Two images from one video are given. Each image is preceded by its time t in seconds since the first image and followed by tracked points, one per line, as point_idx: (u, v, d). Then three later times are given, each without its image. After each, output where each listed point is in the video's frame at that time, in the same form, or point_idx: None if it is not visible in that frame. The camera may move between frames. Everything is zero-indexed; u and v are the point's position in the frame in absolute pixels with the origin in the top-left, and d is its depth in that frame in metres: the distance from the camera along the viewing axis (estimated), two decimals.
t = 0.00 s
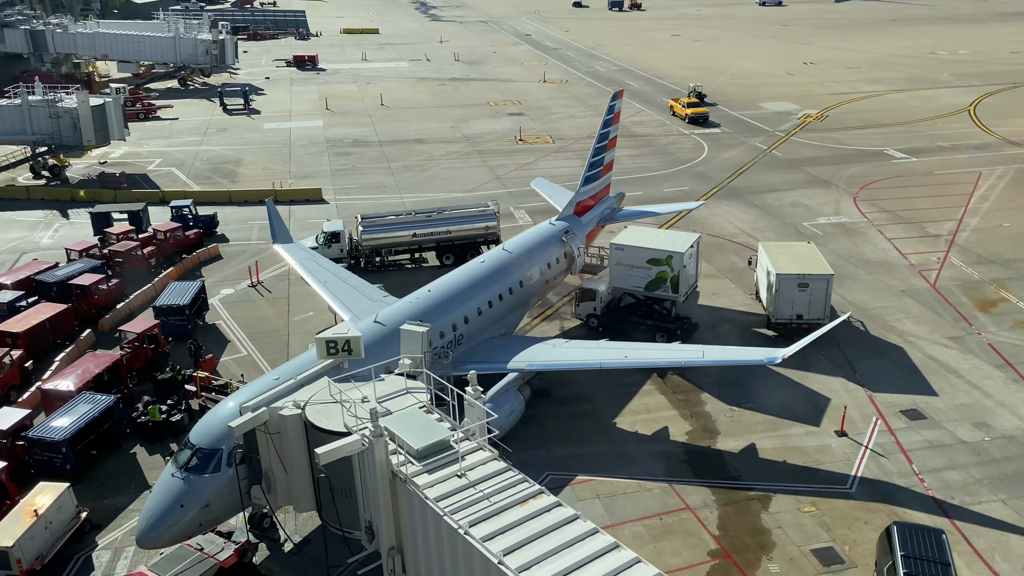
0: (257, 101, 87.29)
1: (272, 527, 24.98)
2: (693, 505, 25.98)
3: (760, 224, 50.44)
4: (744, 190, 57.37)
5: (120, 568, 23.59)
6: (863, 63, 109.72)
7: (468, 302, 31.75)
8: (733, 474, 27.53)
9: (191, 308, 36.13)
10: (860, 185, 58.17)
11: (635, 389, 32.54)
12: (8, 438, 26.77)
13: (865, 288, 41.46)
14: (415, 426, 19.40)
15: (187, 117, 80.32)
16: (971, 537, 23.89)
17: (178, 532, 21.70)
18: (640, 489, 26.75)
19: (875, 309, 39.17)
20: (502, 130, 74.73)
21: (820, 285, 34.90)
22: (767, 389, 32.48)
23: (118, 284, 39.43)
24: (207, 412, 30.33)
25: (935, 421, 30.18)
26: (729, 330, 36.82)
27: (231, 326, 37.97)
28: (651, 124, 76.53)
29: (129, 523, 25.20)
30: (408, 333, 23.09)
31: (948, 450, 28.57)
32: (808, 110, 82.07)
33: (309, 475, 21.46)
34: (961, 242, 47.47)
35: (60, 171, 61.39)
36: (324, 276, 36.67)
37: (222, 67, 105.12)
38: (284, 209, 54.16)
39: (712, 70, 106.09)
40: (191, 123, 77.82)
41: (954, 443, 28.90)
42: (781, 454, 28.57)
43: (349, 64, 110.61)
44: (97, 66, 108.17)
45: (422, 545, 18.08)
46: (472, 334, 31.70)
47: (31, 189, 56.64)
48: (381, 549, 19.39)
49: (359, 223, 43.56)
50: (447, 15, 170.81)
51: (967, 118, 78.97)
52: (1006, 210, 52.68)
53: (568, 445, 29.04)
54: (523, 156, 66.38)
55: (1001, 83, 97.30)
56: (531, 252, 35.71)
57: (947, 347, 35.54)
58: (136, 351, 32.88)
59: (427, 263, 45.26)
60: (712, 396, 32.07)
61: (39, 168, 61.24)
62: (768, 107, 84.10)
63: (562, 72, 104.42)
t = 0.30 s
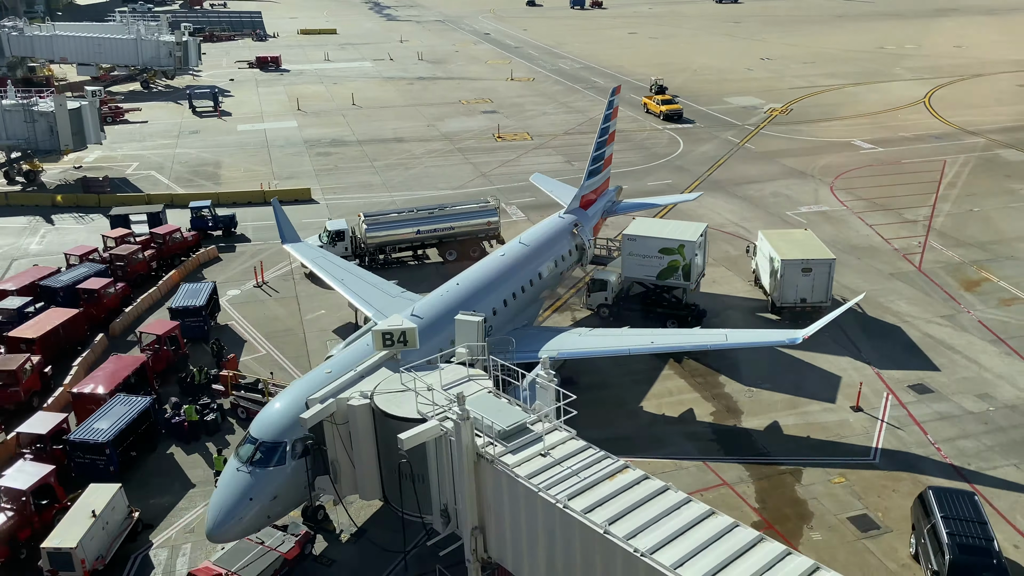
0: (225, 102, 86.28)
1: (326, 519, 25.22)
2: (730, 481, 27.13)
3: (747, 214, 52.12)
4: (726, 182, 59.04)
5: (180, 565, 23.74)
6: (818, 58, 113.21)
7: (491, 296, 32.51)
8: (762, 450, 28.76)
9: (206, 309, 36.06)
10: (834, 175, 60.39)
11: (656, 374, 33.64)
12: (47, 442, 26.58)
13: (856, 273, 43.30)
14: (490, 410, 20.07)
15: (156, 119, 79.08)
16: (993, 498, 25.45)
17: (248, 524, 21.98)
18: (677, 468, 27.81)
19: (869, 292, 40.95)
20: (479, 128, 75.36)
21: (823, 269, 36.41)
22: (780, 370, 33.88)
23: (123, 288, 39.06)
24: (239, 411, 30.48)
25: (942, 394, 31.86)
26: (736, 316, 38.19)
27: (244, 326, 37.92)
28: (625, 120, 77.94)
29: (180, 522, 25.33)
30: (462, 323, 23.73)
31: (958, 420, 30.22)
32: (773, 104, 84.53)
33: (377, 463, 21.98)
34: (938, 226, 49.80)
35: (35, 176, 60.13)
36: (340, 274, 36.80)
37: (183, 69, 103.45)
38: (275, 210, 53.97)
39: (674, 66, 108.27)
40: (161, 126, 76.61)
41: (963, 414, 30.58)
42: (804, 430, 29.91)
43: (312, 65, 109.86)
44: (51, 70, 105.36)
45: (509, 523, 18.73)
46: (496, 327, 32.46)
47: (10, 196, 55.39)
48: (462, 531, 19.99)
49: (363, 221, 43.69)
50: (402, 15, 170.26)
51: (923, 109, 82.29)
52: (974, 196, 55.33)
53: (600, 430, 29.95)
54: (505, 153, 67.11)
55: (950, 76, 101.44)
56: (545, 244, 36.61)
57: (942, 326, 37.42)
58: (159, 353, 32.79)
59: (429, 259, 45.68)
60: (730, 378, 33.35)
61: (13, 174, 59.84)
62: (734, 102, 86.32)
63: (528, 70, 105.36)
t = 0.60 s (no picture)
0: (191, 105, 85.26)
1: (374, 506, 25.81)
2: (755, 456, 28.48)
3: (729, 206, 53.88)
4: (704, 176, 60.77)
5: (236, 557, 24.14)
6: (773, 55, 116.50)
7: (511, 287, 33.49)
8: (780, 427, 30.19)
9: (220, 308, 36.17)
10: (806, 167, 62.61)
11: (669, 360, 34.91)
12: (86, 443, 26.64)
13: (841, 259, 45.27)
14: (555, 392, 21.01)
15: (123, 123, 77.86)
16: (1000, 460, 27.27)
17: (311, 512, 22.52)
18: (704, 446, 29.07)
19: (856, 277, 42.88)
20: (454, 127, 76.01)
21: (818, 255, 38.17)
22: (785, 352, 35.44)
23: (129, 291, 38.92)
24: (269, 406, 30.74)
25: (939, 369, 33.76)
26: (736, 302, 39.71)
27: (255, 324, 38.10)
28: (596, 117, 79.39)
29: (229, 515, 25.69)
30: (509, 312, 24.64)
31: (956, 392, 32.13)
32: (737, 100, 86.93)
33: (436, 448, 22.75)
34: (910, 214, 52.19)
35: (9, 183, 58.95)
36: (353, 270, 37.23)
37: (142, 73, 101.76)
38: (265, 211, 53.88)
39: (635, 65, 110.34)
40: (130, 130, 75.49)
41: (960, 386, 32.49)
42: (816, 406, 31.46)
43: (274, 67, 109.00)
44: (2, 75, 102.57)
45: (581, 497, 19.64)
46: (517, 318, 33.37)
47: None
48: (530, 508, 20.88)
49: (365, 220, 44.08)
50: (356, 16, 169.51)
51: (879, 103, 85.52)
52: (939, 184, 58.06)
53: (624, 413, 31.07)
54: (483, 151, 67.94)
55: (898, 70, 105.39)
56: (554, 237, 37.75)
57: (928, 306, 39.49)
58: (181, 353, 32.87)
59: (429, 256, 46.28)
60: (739, 361, 34.79)
61: None
62: (699, 98, 88.52)
63: (493, 70, 106.24)
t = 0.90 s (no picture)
0: (166, 107, 84.50)
1: (423, 491, 26.63)
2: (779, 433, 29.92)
3: (718, 200, 55.61)
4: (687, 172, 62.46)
5: (295, 544, 24.73)
6: (736, 55, 119.31)
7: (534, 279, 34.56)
8: (799, 405, 31.71)
9: (241, 306, 36.56)
10: (785, 161, 64.76)
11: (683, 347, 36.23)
12: (133, 439, 26.96)
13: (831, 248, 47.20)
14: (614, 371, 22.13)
15: (99, 127, 76.92)
16: (1007, 427, 29.13)
17: (375, 496, 23.26)
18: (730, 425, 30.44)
19: (848, 265, 44.80)
20: (436, 127, 76.71)
21: (817, 243, 39.88)
22: (793, 337, 37.06)
23: (143, 292, 38.96)
24: (304, 400, 31.29)
25: (938, 348, 35.69)
26: (740, 290, 41.27)
27: (273, 322, 38.50)
28: (575, 116, 80.79)
29: (281, 505, 26.28)
30: (554, 300, 25.69)
31: (956, 369, 34.07)
32: (709, 99, 89.15)
33: (494, 431, 23.71)
34: (890, 204, 54.47)
35: None
36: (371, 266, 37.97)
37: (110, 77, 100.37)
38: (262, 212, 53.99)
39: (604, 65, 112.17)
40: (107, 134, 74.66)
41: (960, 363, 34.43)
42: (829, 385, 33.07)
43: (244, 69, 108.35)
44: None
45: (647, 469, 20.77)
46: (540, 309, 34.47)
47: None
48: (593, 482, 21.94)
49: (371, 218, 44.63)
50: (317, 18, 168.61)
51: (845, 100, 88.41)
52: (913, 176, 60.60)
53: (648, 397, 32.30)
54: (470, 151, 68.78)
55: (859, 69, 108.82)
56: (567, 232, 38.89)
57: (919, 290, 41.53)
58: (209, 350, 33.24)
59: (434, 252, 47.05)
60: (751, 346, 36.30)
61: None
62: (671, 97, 90.53)
63: (465, 71, 107.04)
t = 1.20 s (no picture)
0: (156, 111, 84.24)
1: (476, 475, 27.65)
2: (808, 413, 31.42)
3: (717, 198, 57.30)
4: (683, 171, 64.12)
5: (358, 526, 25.60)
6: (714, 58, 121.73)
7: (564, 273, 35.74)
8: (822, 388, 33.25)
9: (273, 303, 37.27)
10: (776, 160, 66.76)
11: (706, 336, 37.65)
12: (191, 430, 27.67)
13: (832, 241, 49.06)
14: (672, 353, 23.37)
15: (91, 131, 76.57)
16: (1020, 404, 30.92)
17: (442, 477, 24.22)
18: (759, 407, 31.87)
19: (851, 257, 46.65)
20: (431, 129, 77.59)
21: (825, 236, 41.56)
22: (807, 325, 38.69)
23: (171, 291, 39.46)
24: (347, 391, 32.14)
25: (945, 333, 37.54)
26: (752, 282, 42.86)
27: (302, 318, 39.25)
28: (566, 118, 82.21)
29: (339, 490, 27.13)
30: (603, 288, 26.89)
31: (964, 352, 35.91)
32: (694, 100, 91.18)
33: (554, 413, 24.81)
34: (881, 200, 56.55)
35: None
36: (399, 263, 38.87)
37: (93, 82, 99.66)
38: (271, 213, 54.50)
39: (587, 67, 113.87)
40: (101, 138, 74.38)
41: (967, 347, 36.29)
42: (847, 369, 34.69)
43: (228, 73, 108.21)
44: None
45: (711, 443, 22.01)
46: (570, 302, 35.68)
47: None
48: (654, 458, 23.14)
49: (390, 216, 45.48)
50: (293, 23, 168.14)
51: (825, 101, 90.93)
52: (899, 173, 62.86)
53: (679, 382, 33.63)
54: (468, 152, 69.78)
55: (835, 71, 111.70)
56: (588, 227, 40.12)
57: (920, 280, 43.46)
58: (248, 345, 33.96)
59: (449, 250, 48.05)
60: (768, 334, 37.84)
61: None
62: (657, 99, 92.37)
63: (450, 74, 108.01)
